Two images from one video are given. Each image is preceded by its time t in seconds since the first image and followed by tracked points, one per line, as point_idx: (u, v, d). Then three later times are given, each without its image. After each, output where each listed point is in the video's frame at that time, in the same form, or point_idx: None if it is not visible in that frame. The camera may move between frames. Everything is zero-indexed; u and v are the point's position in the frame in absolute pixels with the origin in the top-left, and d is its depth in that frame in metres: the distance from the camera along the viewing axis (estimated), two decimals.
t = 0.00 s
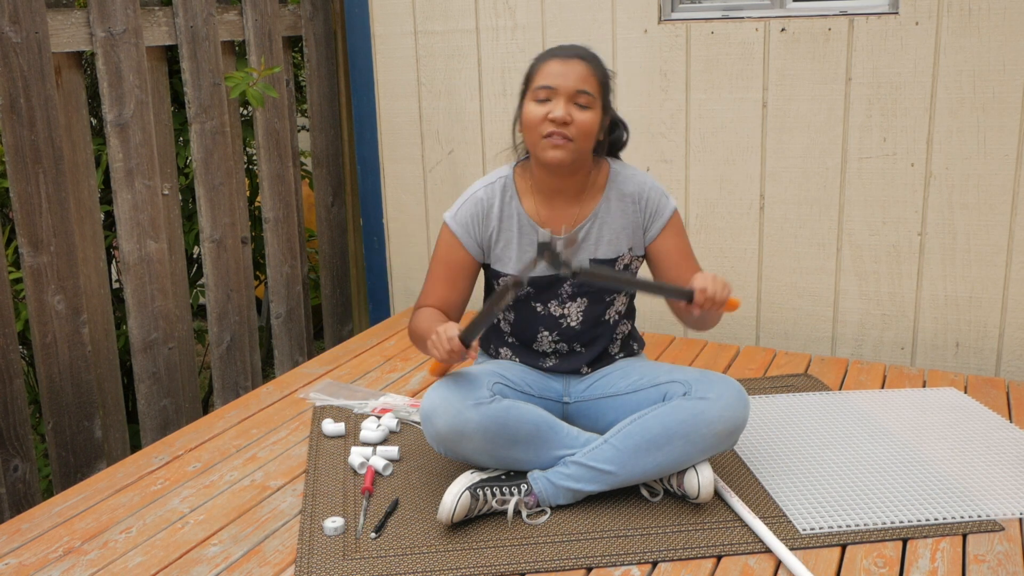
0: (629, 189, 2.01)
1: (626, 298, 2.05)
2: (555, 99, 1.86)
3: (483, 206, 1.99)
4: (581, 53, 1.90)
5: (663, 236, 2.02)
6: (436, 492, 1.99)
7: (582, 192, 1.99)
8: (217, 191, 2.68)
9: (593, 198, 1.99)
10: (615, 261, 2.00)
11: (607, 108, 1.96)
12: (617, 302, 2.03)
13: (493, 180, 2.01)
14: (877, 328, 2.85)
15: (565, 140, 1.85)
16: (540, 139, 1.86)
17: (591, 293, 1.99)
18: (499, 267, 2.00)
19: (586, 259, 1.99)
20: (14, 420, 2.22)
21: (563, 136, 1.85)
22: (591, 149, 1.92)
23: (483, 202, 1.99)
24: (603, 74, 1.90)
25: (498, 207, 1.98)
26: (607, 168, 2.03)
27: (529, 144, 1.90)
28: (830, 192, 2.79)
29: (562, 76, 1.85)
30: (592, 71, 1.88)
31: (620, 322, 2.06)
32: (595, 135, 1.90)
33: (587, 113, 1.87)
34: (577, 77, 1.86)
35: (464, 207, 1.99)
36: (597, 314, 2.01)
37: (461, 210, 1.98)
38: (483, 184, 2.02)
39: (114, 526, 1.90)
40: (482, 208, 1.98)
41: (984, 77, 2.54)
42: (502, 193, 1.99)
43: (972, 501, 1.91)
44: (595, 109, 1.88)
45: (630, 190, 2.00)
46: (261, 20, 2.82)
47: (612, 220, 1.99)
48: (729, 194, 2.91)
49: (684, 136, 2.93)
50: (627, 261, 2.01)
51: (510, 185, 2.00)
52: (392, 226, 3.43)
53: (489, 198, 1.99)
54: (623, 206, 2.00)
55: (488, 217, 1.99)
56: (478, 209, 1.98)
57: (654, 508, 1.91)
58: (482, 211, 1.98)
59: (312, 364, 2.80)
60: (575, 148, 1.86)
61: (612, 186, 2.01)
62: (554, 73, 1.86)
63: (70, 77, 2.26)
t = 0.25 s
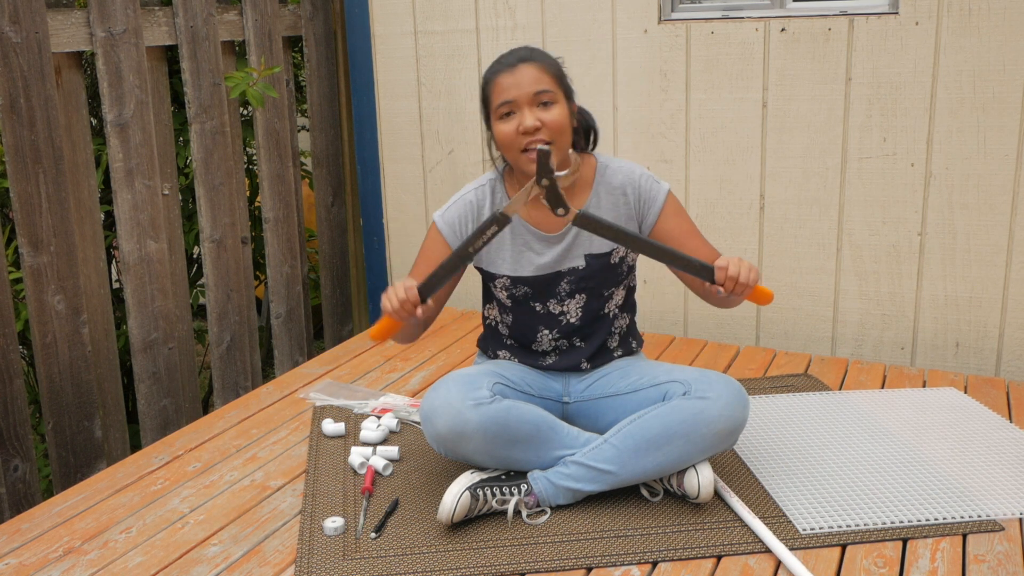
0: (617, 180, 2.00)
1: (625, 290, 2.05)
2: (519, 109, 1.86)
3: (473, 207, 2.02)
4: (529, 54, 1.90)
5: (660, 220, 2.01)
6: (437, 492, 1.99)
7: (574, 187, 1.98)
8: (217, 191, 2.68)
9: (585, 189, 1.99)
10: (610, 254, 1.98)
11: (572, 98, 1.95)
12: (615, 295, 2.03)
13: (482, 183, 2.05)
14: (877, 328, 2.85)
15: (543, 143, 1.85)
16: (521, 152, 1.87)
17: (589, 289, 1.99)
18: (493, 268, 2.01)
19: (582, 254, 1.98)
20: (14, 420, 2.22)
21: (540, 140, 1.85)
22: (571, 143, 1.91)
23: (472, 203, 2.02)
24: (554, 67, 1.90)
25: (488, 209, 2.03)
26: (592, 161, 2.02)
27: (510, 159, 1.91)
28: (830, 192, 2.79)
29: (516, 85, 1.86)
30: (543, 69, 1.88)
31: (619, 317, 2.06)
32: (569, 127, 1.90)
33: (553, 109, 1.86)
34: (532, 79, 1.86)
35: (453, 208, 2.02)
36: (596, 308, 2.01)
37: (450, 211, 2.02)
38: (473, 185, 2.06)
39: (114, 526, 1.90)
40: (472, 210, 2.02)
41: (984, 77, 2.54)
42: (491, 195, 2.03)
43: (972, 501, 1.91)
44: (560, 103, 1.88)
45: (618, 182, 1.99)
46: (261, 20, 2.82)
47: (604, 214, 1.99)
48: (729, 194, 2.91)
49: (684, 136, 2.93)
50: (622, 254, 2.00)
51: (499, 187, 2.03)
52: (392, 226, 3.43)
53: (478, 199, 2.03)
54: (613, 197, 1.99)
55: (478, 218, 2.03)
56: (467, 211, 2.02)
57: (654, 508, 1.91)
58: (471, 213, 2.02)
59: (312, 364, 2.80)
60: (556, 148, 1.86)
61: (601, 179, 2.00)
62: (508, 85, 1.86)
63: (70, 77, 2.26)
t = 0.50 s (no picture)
0: (612, 181, 1.99)
1: (620, 293, 2.03)
2: (508, 120, 1.86)
3: (466, 205, 2.03)
4: (511, 59, 1.89)
5: (652, 225, 1.99)
6: (436, 492, 1.99)
7: (568, 187, 1.98)
8: (217, 191, 2.68)
9: (580, 189, 1.99)
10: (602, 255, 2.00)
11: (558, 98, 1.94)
12: (609, 298, 2.02)
13: (477, 180, 2.05)
14: (877, 328, 2.85)
15: (535, 152, 1.85)
16: (514, 162, 1.87)
17: (581, 290, 2.00)
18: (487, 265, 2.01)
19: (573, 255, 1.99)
20: (14, 420, 2.22)
21: (531, 149, 1.86)
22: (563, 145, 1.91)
23: (466, 201, 2.03)
24: (538, 71, 1.89)
25: (481, 206, 2.02)
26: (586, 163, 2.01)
27: (504, 167, 1.91)
28: (830, 192, 2.79)
29: (502, 96, 1.85)
30: (528, 75, 1.87)
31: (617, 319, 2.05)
32: (560, 130, 1.89)
33: (541, 115, 1.86)
34: (517, 88, 1.85)
35: (447, 205, 2.03)
36: (590, 310, 2.01)
37: (444, 207, 2.03)
38: (468, 183, 2.06)
39: (114, 526, 1.90)
40: (465, 208, 2.03)
41: (984, 77, 2.54)
42: (486, 193, 2.03)
43: (972, 501, 1.91)
44: (548, 107, 1.87)
45: (613, 184, 1.99)
46: (261, 20, 2.82)
47: (597, 216, 1.99)
48: (729, 194, 2.91)
49: (684, 136, 2.93)
50: (614, 256, 2.01)
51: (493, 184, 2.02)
52: (392, 226, 3.43)
53: (472, 197, 2.03)
54: (608, 200, 1.99)
55: (472, 215, 2.04)
56: (460, 209, 2.03)
57: (654, 508, 1.91)
58: (465, 210, 2.03)
59: (312, 364, 2.80)
60: (548, 155, 1.87)
61: (596, 180, 2.00)
62: (493, 96, 1.86)
63: (70, 77, 2.26)
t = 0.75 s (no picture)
0: (612, 184, 1.99)
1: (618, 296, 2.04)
2: (506, 120, 1.86)
3: (466, 207, 2.03)
4: (511, 60, 1.89)
5: (652, 227, 1.99)
6: (437, 492, 1.99)
7: (566, 190, 1.98)
8: (217, 191, 2.68)
9: (578, 192, 1.99)
10: (602, 257, 1.98)
11: (558, 100, 1.94)
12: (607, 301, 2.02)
13: (477, 182, 2.05)
14: (877, 328, 2.85)
15: (531, 154, 1.85)
16: (510, 163, 1.87)
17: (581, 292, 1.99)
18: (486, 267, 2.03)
19: (574, 256, 1.98)
20: (14, 420, 2.22)
21: (528, 151, 1.86)
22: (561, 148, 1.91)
23: (465, 204, 2.03)
24: (538, 72, 1.89)
25: (481, 209, 2.02)
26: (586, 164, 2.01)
27: (502, 169, 1.91)
28: (830, 192, 2.79)
29: (501, 97, 1.85)
30: (527, 77, 1.87)
31: (616, 321, 2.05)
32: (558, 133, 1.89)
33: (540, 118, 1.86)
34: (516, 90, 1.85)
35: (447, 208, 2.04)
36: (589, 312, 2.02)
37: (443, 211, 2.04)
38: (468, 185, 2.06)
39: (114, 526, 1.90)
40: (464, 211, 2.03)
41: (984, 77, 2.54)
42: (485, 195, 2.02)
43: (972, 501, 1.91)
44: (547, 110, 1.87)
45: (613, 186, 1.98)
46: (261, 20, 2.82)
47: (598, 217, 1.98)
48: (729, 194, 2.91)
49: (684, 136, 2.93)
50: (614, 257, 1.99)
51: (493, 186, 2.02)
52: (392, 226, 3.43)
53: (472, 199, 2.03)
54: (608, 202, 1.98)
55: (471, 218, 2.03)
56: (460, 212, 2.03)
57: (654, 508, 1.91)
58: (464, 213, 2.03)
59: (312, 364, 2.80)
60: (545, 158, 1.87)
61: (595, 182, 1.99)
62: (492, 97, 1.86)
63: (70, 77, 2.26)
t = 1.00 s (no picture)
0: (615, 186, 1.99)
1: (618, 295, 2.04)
2: (515, 116, 1.86)
3: (469, 206, 2.02)
4: (524, 59, 1.89)
5: (655, 231, 1.99)
6: (437, 492, 1.99)
7: (569, 191, 1.98)
8: (217, 191, 2.68)
9: (581, 194, 1.99)
10: (604, 259, 1.98)
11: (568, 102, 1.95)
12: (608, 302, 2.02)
13: (480, 182, 2.04)
14: (877, 328, 2.85)
15: (537, 153, 1.85)
16: (515, 160, 1.87)
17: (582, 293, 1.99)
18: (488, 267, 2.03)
19: (576, 258, 1.98)
20: (14, 420, 2.22)
21: (534, 149, 1.85)
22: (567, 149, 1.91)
23: (468, 202, 2.02)
24: (550, 72, 1.89)
25: (484, 208, 2.01)
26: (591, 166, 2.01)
27: (506, 165, 1.90)
28: (830, 192, 2.79)
29: (510, 93, 1.85)
30: (538, 75, 1.87)
31: (616, 321, 2.05)
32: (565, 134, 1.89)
33: (548, 117, 1.86)
34: (527, 87, 1.85)
35: (450, 207, 2.03)
36: (589, 314, 2.01)
37: (446, 209, 2.02)
38: (471, 184, 2.05)
39: (114, 526, 1.90)
40: (467, 209, 2.02)
41: (984, 77, 2.54)
42: (488, 194, 2.02)
43: (972, 501, 1.91)
44: (555, 110, 1.87)
45: (617, 188, 1.98)
46: (261, 20, 2.82)
47: (601, 219, 1.98)
48: (729, 194, 2.91)
49: (684, 136, 2.93)
50: (616, 259, 1.99)
51: (496, 185, 2.01)
52: (392, 226, 3.43)
53: (475, 199, 2.02)
54: (611, 204, 1.98)
55: (474, 217, 2.02)
56: (462, 210, 2.02)
57: (654, 508, 1.91)
58: (467, 212, 2.02)
59: (312, 364, 2.80)
60: (550, 157, 1.86)
61: (599, 185, 1.99)
62: (502, 92, 1.86)
63: (70, 77, 2.26)
